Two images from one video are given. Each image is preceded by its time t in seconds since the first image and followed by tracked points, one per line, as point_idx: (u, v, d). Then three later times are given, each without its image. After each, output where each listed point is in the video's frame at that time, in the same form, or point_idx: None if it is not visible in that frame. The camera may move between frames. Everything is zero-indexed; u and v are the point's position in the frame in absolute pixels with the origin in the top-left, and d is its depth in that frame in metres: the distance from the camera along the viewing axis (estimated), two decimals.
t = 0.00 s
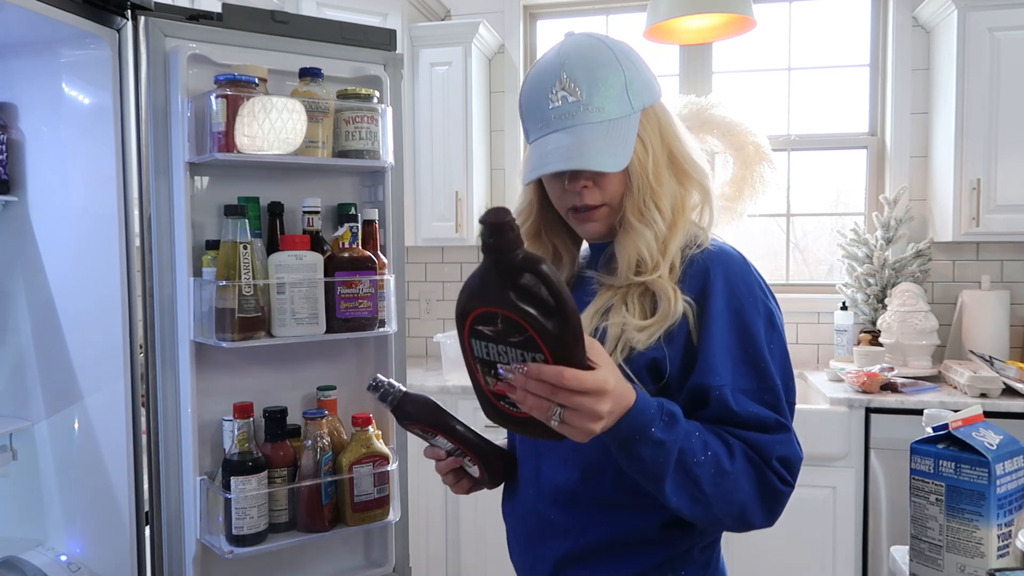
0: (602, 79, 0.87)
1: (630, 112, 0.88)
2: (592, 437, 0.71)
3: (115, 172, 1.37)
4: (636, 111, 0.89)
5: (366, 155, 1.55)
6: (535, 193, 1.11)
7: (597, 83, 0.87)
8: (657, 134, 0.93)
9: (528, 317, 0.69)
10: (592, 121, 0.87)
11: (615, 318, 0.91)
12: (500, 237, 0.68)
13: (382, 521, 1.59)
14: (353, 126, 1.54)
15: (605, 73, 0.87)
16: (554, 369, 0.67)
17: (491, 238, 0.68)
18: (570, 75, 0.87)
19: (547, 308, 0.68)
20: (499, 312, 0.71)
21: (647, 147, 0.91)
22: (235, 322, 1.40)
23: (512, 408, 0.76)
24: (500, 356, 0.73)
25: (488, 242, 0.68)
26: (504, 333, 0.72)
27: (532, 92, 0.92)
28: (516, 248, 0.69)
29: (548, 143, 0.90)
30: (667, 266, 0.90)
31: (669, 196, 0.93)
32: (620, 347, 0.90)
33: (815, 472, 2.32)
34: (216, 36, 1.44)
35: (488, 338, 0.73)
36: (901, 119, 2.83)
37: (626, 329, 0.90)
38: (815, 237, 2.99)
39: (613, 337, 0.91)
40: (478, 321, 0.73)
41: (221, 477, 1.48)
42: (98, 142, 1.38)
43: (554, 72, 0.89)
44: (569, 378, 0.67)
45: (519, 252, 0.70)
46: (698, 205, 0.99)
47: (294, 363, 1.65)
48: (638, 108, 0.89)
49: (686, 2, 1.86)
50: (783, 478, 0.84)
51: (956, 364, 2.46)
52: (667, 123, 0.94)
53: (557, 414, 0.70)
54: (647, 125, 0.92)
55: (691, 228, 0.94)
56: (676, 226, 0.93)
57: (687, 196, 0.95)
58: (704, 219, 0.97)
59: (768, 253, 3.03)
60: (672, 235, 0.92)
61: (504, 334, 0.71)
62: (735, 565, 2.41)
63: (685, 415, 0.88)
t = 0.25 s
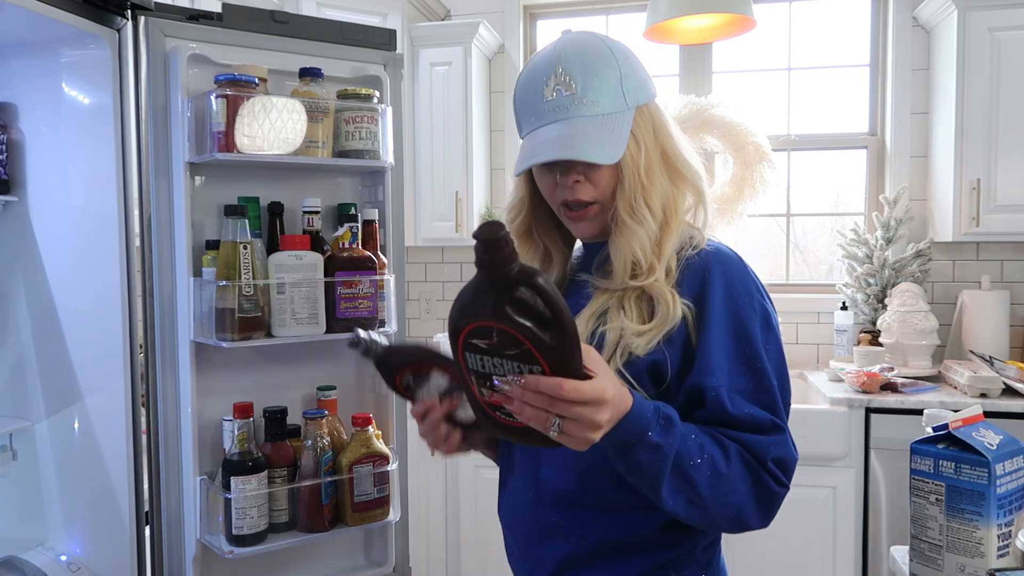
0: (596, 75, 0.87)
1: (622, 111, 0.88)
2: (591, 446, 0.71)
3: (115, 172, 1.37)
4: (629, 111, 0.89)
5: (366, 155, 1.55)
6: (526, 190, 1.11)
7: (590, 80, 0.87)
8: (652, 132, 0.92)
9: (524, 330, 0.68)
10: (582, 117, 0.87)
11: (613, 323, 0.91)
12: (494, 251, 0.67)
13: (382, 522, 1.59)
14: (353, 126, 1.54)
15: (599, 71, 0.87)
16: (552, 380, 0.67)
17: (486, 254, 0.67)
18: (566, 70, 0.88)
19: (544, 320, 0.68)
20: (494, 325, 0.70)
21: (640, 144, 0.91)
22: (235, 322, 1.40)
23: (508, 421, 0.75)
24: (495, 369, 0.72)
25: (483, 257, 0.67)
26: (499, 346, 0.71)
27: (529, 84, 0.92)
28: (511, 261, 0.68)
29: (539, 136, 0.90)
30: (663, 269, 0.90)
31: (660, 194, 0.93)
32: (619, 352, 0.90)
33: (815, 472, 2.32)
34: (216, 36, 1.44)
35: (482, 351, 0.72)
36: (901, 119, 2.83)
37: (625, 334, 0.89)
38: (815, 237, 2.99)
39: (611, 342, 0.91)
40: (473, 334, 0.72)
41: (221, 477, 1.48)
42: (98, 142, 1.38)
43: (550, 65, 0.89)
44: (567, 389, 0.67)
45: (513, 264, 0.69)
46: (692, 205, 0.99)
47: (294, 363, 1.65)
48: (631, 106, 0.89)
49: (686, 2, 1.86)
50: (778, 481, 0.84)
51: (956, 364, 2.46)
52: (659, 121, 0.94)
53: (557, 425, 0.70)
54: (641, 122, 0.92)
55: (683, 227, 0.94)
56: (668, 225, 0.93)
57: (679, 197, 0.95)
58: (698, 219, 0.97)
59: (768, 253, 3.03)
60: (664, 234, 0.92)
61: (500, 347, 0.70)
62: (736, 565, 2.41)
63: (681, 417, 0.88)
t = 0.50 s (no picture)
0: (601, 73, 0.88)
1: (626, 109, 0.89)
2: (585, 438, 0.72)
3: (115, 172, 1.37)
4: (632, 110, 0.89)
5: (366, 155, 1.55)
6: (531, 184, 1.11)
7: (595, 78, 0.88)
8: (654, 131, 0.92)
9: (520, 322, 0.68)
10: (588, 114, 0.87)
11: (616, 324, 0.90)
12: (491, 244, 0.66)
13: (382, 521, 1.59)
14: (353, 126, 1.54)
15: (605, 70, 0.88)
16: (546, 372, 0.67)
17: (482, 246, 0.67)
18: (571, 66, 0.88)
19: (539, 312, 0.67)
20: (490, 317, 0.70)
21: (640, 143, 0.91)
22: (235, 322, 1.40)
23: (502, 412, 0.75)
24: (490, 361, 0.72)
25: (479, 250, 0.67)
26: (494, 338, 0.70)
27: (534, 80, 0.93)
28: (508, 252, 0.68)
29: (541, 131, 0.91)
30: (666, 270, 0.90)
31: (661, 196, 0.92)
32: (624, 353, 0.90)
33: (815, 472, 2.32)
34: (216, 36, 1.44)
35: (477, 344, 0.72)
36: (901, 119, 2.83)
37: (629, 333, 0.89)
38: (815, 237, 2.99)
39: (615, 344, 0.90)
40: (468, 327, 0.71)
41: (221, 477, 1.48)
42: (98, 142, 1.38)
43: (557, 62, 0.89)
44: (561, 382, 0.66)
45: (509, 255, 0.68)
46: (694, 208, 0.98)
47: (294, 363, 1.65)
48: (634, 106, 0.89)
49: (686, 2, 1.86)
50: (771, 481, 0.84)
51: (956, 364, 2.46)
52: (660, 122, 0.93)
53: (551, 416, 0.70)
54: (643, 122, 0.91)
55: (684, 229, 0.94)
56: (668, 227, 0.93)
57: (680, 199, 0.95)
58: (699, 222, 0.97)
59: (768, 253, 3.03)
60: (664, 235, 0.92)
61: (495, 339, 0.70)
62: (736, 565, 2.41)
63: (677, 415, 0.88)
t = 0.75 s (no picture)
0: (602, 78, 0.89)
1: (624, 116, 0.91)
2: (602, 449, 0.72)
3: (115, 172, 1.37)
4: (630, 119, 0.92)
5: (366, 155, 1.55)
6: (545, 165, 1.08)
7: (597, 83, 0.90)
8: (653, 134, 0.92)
9: (540, 333, 0.69)
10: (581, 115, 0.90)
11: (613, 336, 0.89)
12: (514, 257, 0.67)
13: (382, 521, 1.59)
14: (352, 126, 1.54)
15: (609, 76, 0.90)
16: (565, 383, 0.67)
17: (505, 259, 0.67)
18: (574, 68, 0.90)
19: (559, 324, 0.68)
20: (511, 328, 0.70)
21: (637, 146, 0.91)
22: (235, 322, 1.40)
23: (521, 420, 0.76)
24: (510, 371, 0.72)
25: (502, 263, 0.67)
26: (515, 348, 0.71)
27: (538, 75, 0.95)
28: (530, 265, 0.68)
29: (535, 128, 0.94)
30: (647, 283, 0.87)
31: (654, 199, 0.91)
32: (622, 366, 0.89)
33: (815, 472, 2.32)
34: (216, 36, 1.44)
35: (499, 353, 0.72)
36: (901, 119, 2.83)
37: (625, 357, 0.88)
38: (815, 237, 2.99)
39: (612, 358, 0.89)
40: (490, 337, 0.72)
41: (221, 477, 1.48)
42: (98, 142, 1.38)
43: (561, 61, 0.92)
44: (580, 394, 0.67)
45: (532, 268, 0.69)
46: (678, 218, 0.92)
47: (294, 363, 1.65)
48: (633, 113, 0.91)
49: (686, 2, 1.86)
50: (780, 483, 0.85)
51: (956, 364, 2.46)
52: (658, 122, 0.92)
53: (569, 427, 0.70)
54: (640, 124, 0.91)
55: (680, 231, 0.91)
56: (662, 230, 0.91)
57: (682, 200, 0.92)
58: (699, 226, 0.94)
59: (767, 253, 3.03)
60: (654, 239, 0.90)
61: (516, 350, 0.71)
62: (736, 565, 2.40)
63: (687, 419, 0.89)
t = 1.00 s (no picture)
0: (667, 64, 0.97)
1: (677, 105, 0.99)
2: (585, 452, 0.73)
3: (115, 172, 1.37)
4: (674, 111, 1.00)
5: (366, 155, 1.55)
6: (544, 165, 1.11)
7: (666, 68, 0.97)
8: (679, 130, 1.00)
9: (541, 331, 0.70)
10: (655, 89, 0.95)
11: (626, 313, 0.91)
12: (528, 254, 0.67)
13: (382, 521, 1.59)
14: (353, 126, 1.54)
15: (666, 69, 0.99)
16: (555, 382, 0.70)
17: (519, 253, 0.68)
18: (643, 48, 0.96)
19: (557, 325, 0.68)
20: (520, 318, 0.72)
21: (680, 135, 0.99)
22: (235, 322, 1.41)
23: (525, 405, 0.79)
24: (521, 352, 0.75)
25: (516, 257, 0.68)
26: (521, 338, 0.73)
27: (597, 43, 0.96)
28: (544, 263, 0.67)
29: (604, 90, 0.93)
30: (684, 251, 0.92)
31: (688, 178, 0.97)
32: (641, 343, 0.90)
33: (815, 472, 2.32)
34: (216, 36, 1.44)
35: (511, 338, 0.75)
36: (902, 119, 2.83)
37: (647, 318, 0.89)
38: (815, 236, 2.99)
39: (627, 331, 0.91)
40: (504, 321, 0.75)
41: (221, 477, 1.48)
42: (99, 142, 1.38)
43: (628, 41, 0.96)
44: (565, 395, 0.69)
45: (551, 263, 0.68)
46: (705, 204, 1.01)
47: (294, 363, 1.65)
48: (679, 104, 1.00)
49: (686, 2, 1.87)
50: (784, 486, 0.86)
51: (956, 364, 2.46)
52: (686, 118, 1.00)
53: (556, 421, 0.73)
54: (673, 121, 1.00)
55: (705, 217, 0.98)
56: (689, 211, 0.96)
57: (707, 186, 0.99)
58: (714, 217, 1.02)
59: (767, 253, 3.03)
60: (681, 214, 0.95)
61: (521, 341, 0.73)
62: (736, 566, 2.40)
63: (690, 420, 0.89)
